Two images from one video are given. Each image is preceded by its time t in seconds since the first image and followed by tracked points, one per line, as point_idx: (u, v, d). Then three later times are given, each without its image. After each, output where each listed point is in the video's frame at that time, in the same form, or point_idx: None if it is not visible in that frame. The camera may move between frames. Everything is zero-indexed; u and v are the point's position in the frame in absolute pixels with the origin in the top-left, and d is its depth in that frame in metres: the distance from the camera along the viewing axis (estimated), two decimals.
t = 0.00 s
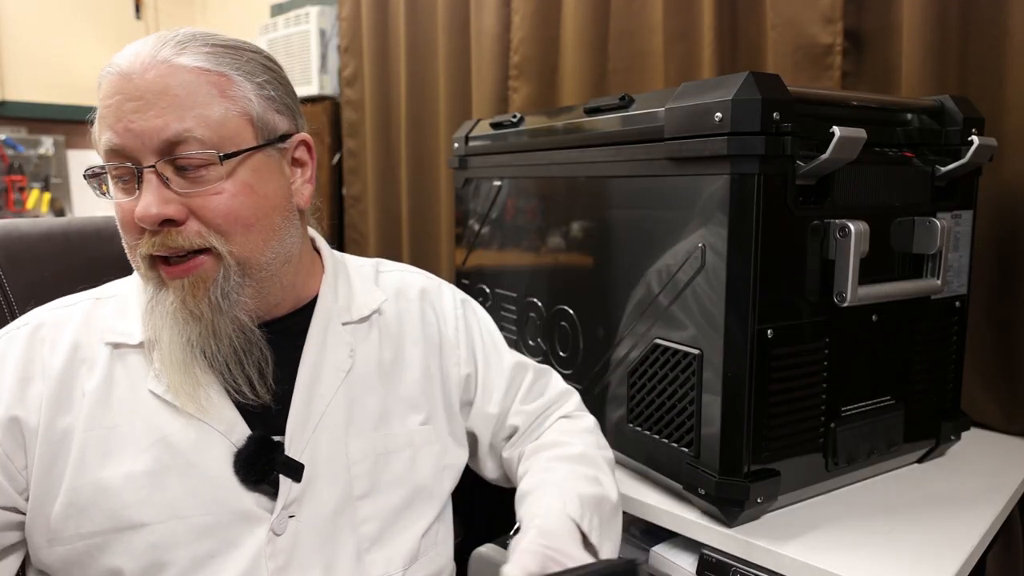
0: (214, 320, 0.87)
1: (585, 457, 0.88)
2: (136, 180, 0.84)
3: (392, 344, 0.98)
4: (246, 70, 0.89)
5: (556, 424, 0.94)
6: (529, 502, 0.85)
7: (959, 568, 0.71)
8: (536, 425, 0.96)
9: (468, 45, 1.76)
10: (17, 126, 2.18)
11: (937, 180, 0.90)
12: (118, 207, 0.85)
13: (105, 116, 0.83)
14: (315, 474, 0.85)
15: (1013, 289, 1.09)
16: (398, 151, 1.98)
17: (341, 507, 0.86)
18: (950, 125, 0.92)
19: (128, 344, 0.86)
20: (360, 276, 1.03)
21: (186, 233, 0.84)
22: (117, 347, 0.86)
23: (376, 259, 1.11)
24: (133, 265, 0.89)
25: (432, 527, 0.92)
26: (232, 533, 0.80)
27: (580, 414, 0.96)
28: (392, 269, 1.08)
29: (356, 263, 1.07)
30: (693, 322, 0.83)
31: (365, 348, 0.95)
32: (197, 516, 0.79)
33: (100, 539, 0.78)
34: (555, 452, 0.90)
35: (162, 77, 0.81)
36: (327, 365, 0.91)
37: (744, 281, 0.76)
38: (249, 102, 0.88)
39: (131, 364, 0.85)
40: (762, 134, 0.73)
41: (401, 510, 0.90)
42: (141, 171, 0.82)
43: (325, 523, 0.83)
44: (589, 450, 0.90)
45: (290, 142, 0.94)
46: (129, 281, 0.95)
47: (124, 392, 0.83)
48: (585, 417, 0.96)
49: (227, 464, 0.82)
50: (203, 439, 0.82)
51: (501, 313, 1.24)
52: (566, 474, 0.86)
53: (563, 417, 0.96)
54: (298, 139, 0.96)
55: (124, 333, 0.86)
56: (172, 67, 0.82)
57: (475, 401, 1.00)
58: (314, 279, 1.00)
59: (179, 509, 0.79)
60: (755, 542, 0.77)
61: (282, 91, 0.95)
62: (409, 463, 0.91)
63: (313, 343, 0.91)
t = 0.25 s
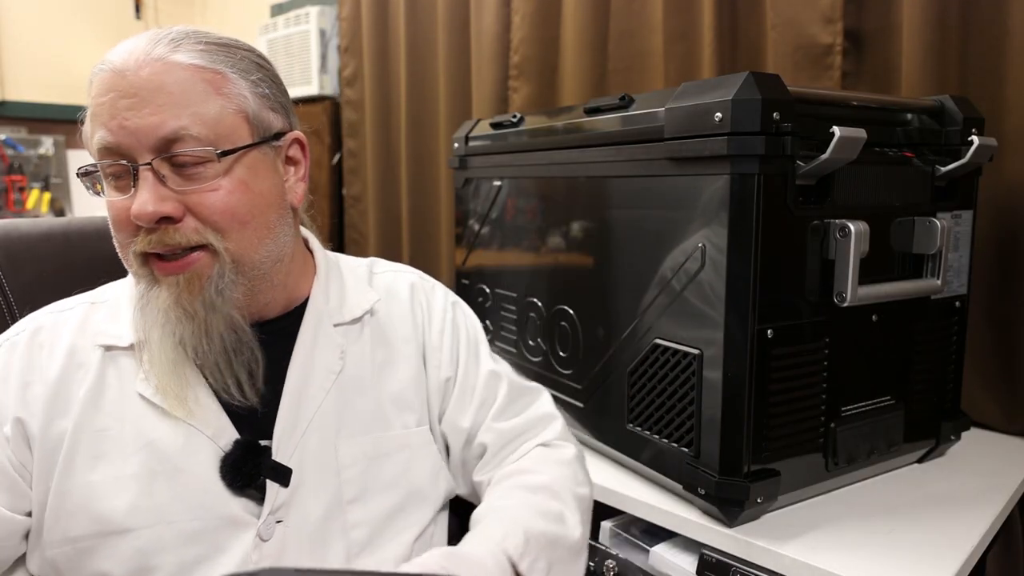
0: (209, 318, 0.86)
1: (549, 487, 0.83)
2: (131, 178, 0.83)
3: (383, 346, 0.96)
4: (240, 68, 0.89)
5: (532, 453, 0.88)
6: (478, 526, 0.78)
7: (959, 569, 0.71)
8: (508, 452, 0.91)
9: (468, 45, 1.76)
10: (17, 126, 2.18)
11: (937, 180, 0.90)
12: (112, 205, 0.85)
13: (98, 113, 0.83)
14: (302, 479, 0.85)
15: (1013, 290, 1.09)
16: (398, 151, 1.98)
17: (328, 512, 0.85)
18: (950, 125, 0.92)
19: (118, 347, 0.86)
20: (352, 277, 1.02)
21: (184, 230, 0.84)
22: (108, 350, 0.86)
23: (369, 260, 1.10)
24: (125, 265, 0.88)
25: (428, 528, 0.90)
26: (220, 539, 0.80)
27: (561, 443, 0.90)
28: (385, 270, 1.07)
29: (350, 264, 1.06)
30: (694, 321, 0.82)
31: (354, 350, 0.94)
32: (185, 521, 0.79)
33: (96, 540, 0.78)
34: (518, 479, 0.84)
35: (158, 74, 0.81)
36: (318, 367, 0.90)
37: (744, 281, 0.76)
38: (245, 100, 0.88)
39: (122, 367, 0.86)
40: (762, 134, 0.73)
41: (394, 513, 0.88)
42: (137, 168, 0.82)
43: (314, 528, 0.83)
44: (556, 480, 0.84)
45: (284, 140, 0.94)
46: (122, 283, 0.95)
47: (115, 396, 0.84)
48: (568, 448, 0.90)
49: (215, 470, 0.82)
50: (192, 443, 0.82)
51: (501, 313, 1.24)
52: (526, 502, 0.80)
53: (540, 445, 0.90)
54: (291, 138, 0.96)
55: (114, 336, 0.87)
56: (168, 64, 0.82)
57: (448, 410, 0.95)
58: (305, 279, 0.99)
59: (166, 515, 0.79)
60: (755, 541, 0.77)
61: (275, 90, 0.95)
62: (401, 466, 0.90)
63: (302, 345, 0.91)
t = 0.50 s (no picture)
0: (237, 305, 0.87)
1: (516, 524, 0.85)
2: (160, 162, 0.84)
3: (377, 348, 0.96)
4: (260, 63, 0.91)
5: (505, 483, 0.90)
6: (438, 559, 0.82)
7: (959, 568, 0.71)
8: (482, 479, 0.92)
9: (468, 45, 1.76)
10: (17, 126, 2.18)
11: (937, 180, 0.90)
12: (131, 192, 0.84)
13: (112, 106, 0.83)
14: (296, 483, 0.84)
15: (1013, 290, 1.09)
16: (398, 151, 1.98)
17: (321, 517, 0.84)
18: (950, 125, 0.92)
19: (108, 349, 0.85)
20: (345, 279, 1.01)
21: (215, 215, 0.85)
22: (97, 351, 0.85)
23: (361, 261, 1.09)
24: (136, 256, 0.87)
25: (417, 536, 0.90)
26: (211, 544, 0.79)
27: (535, 473, 0.92)
28: (378, 271, 1.06)
29: (343, 264, 1.05)
30: (693, 321, 0.82)
31: (347, 352, 0.94)
32: (174, 527, 0.79)
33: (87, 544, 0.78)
34: (487, 512, 0.86)
35: (196, 61, 0.83)
36: (309, 372, 0.90)
37: (744, 282, 0.76)
38: (269, 95, 0.91)
39: (111, 368, 0.84)
40: (762, 134, 0.73)
41: (389, 516, 0.88)
42: (169, 151, 0.83)
43: (306, 533, 0.82)
44: (524, 517, 0.86)
45: (295, 140, 0.97)
46: (111, 283, 0.94)
47: (104, 398, 0.83)
48: (539, 477, 0.92)
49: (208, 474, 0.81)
50: (184, 447, 0.81)
51: (501, 313, 1.24)
52: (490, 538, 0.83)
53: (515, 474, 0.91)
54: (299, 138, 0.98)
55: (105, 337, 0.85)
56: (203, 53, 0.84)
57: (431, 421, 0.95)
58: (296, 283, 0.99)
59: (157, 520, 0.78)
60: (755, 542, 0.77)
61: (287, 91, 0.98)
62: (396, 470, 0.90)
63: (293, 348, 0.90)
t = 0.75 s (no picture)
0: (245, 298, 0.87)
1: (511, 534, 0.85)
2: (168, 154, 0.83)
3: (375, 346, 0.95)
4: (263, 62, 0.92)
5: (503, 488, 0.90)
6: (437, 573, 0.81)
7: (959, 568, 0.71)
8: (478, 484, 0.92)
9: (468, 45, 1.76)
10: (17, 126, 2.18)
11: (937, 180, 0.90)
12: (135, 186, 0.83)
13: (118, 98, 0.82)
14: (297, 481, 0.84)
15: (1013, 290, 1.09)
16: (398, 151, 1.98)
17: (323, 515, 0.84)
18: (950, 125, 0.92)
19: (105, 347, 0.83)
20: (339, 277, 1.01)
21: (225, 207, 0.85)
22: (93, 350, 0.84)
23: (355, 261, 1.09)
24: (139, 252, 0.85)
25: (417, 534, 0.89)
26: (213, 543, 0.79)
27: (531, 478, 0.92)
28: (372, 271, 1.06)
29: (337, 263, 1.05)
30: (693, 321, 0.82)
31: (346, 350, 0.93)
32: (174, 527, 0.78)
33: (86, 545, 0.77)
34: (483, 523, 0.85)
35: (204, 56, 0.84)
36: (306, 371, 0.89)
37: (744, 282, 0.76)
38: (272, 92, 0.92)
39: (107, 367, 0.83)
40: (762, 134, 0.73)
41: (388, 514, 0.88)
42: (178, 142, 0.82)
43: (308, 531, 0.82)
44: (519, 526, 0.86)
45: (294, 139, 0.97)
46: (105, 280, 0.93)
47: (101, 397, 0.81)
48: (535, 482, 0.92)
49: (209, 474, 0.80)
50: (184, 447, 0.81)
51: (501, 313, 1.25)
52: (491, 550, 0.82)
53: (512, 480, 0.91)
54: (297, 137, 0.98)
55: (101, 335, 0.84)
56: (211, 48, 0.85)
57: (430, 419, 0.95)
58: (292, 282, 0.99)
59: (156, 520, 0.78)
60: (755, 542, 0.77)
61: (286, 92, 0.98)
62: (396, 468, 0.90)
63: (292, 346, 0.90)
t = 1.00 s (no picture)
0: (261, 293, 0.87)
1: (519, 543, 0.84)
2: (185, 148, 0.84)
3: (379, 346, 0.96)
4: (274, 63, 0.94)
5: (507, 495, 0.90)
6: None
7: (959, 568, 0.71)
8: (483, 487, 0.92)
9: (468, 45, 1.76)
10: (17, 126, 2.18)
11: (937, 180, 0.90)
12: (152, 178, 0.83)
13: (137, 92, 0.82)
14: (305, 479, 0.83)
15: (1013, 290, 1.09)
16: (398, 151, 1.98)
17: (330, 513, 0.84)
18: (950, 125, 0.92)
19: (117, 342, 0.82)
20: (342, 277, 1.01)
21: (242, 202, 0.85)
22: (105, 344, 0.82)
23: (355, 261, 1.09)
24: (154, 246, 0.85)
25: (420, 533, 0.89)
26: (223, 541, 0.78)
27: (532, 482, 0.93)
28: (372, 271, 1.06)
29: (337, 263, 1.05)
30: (693, 321, 0.82)
31: (351, 349, 0.93)
32: (184, 522, 0.77)
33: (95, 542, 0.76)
34: (493, 535, 0.85)
35: (222, 54, 0.85)
36: (312, 369, 0.89)
37: (744, 281, 0.76)
38: (286, 92, 0.94)
39: (119, 361, 0.82)
40: (762, 134, 0.73)
41: (391, 513, 0.88)
42: (196, 136, 0.83)
43: (315, 529, 0.82)
44: (524, 534, 0.86)
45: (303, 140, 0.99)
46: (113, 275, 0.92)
47: (112, 391, 0.80)
48: (536, 485, 0.93)
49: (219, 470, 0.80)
50: (195, 440, 0.80)
51: (501, 313, 1.25)
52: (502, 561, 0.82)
53: (514, 486, 0.92)
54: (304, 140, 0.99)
55: (113, 329, 0.83)
56: (228, 47, 0.86)
57: (430, 417, 0.95)
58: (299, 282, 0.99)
59: (167, 515, 0.77)
60: (755, 542, 0.77)
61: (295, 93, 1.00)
62: (399, 467, 0.90)
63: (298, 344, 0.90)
